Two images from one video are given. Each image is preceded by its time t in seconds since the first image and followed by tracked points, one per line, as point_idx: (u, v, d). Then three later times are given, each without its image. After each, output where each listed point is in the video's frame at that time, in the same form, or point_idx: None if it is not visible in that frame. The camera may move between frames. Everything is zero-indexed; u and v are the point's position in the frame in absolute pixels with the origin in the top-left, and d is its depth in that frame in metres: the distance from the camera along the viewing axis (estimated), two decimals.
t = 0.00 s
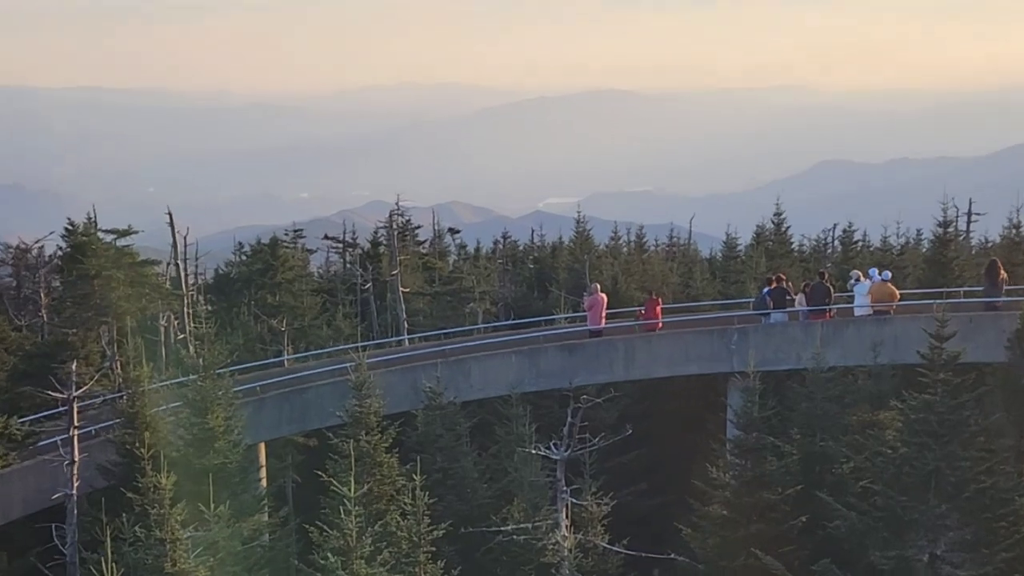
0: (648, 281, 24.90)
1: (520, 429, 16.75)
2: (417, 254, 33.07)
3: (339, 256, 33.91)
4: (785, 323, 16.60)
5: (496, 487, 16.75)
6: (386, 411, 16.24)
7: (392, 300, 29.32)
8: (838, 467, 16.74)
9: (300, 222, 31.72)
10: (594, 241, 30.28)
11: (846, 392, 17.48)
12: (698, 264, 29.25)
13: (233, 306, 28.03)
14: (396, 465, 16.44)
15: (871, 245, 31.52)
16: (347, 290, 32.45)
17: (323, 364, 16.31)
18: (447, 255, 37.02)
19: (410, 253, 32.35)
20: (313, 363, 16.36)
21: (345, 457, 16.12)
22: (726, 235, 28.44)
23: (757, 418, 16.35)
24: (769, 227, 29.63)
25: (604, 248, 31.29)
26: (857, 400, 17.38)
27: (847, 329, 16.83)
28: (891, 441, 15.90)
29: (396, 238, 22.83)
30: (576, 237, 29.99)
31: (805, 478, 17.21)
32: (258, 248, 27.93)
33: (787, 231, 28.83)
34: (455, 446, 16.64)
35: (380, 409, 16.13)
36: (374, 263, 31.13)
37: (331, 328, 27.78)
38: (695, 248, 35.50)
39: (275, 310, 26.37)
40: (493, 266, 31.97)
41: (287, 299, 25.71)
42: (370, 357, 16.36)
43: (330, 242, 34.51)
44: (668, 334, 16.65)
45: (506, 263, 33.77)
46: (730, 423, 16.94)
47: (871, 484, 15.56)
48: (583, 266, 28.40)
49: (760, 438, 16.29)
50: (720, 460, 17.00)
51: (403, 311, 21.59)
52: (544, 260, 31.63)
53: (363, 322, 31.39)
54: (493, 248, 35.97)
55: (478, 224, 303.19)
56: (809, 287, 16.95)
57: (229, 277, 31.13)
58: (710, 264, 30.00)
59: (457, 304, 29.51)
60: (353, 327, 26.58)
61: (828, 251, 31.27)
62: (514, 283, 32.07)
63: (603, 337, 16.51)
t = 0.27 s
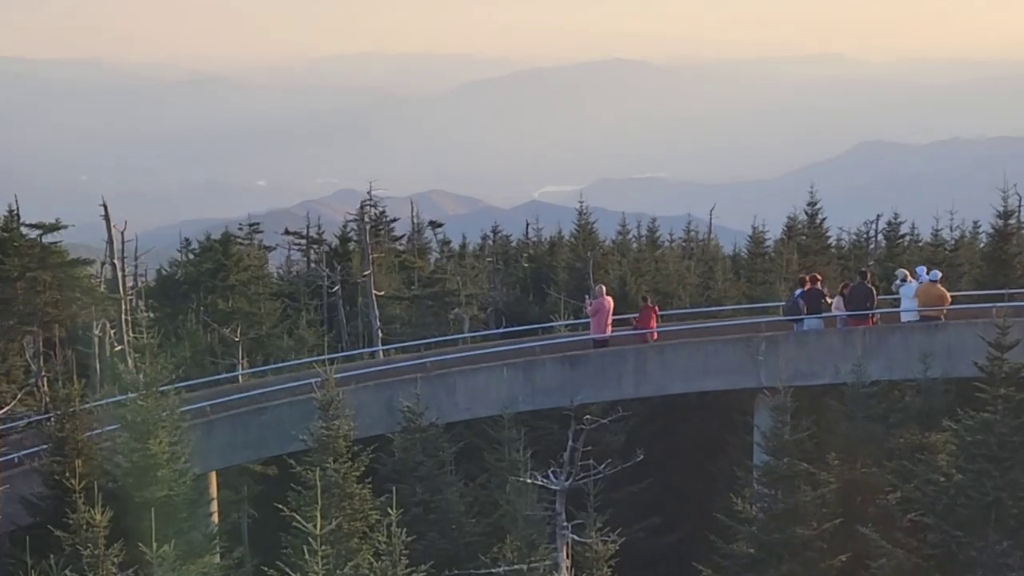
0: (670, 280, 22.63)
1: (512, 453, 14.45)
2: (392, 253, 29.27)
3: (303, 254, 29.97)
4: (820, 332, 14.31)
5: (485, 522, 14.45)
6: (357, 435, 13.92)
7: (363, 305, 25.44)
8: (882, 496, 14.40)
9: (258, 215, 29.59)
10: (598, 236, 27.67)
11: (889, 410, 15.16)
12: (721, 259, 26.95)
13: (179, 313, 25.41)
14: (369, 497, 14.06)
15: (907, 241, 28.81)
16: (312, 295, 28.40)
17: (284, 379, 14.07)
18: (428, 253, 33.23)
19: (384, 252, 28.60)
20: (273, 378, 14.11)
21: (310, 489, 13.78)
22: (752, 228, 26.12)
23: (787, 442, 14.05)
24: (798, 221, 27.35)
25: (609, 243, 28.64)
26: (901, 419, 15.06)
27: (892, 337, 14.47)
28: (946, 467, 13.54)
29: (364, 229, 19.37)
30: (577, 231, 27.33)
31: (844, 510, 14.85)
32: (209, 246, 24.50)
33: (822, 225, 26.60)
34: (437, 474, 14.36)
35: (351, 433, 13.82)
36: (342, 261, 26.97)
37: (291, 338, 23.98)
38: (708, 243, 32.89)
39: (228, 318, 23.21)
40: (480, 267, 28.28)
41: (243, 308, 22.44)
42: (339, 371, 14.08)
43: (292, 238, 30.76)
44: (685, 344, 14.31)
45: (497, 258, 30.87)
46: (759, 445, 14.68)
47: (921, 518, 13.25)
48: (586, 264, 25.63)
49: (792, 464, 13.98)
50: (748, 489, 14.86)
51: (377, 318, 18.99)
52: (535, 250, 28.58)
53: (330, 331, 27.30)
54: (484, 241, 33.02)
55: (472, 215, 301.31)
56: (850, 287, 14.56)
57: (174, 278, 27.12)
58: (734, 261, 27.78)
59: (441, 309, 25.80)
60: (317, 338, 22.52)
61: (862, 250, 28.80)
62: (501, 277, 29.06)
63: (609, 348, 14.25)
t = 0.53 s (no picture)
0: (697, 281, 20.84)
1: (506, 486, 12.45)
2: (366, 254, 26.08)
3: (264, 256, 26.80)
4: (863, 343, 12.36)
5: (475, 565, 12.45)
6: (327, 465, 11.90)
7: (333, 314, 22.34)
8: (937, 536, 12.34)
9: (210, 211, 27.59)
10: (605, 234, 25.50)
11: (940, 434, 13.18)
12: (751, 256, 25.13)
13: (118, 324, 23.19)
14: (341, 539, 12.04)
15: (948, 239, 26.42)
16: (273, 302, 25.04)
17: (241, 401, 12.13)
18: (407, 256, 29.94)
19: (357, 252, 25.47)
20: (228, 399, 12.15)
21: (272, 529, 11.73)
22: (786, 224, 24.42)
23: (826, 471, 12.08)
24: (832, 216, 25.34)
25: (616, 241, 26.43)
26: (955, 445, 13.08)
27: (947, 351, 12.44)
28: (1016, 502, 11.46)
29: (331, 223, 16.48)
30: (581, 228, 25.15)
31: (892, 551, 12.78)
32: (151, 246, 22.35)
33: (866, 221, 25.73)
34: (420, 510, 12.39)
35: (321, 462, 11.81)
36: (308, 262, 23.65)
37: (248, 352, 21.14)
38: (728, 239, 30.67)
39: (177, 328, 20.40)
40: (468, 269, 25.30)
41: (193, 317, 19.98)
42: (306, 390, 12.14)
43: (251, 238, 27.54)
44: (706, 359, 12.36)
45: (490, 259, 28.56)
46: (792, 475, 12.64)
47: (986, 563, 11.18)
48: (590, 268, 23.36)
49: (832, 498, 11.98)
50: (780, 527, 12.80)
51: (350, 331, 16.81)
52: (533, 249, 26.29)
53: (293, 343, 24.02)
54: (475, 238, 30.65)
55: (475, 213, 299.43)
56: (897, 291, 12.67)
57: (112, 283, 25.08)
58: (765, 260, 25.99)
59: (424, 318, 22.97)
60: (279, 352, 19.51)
61: (902, 248, 26.92)
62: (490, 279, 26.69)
63: (618, 363, 12.32)
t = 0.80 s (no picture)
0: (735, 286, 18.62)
1: (506, 531, 10.50)
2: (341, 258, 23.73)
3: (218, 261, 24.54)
4: (929, 360, 10.43)
5: None
6: (294, 508, 9.95)
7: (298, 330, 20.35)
8: None
9: (152, 208, 25.66)
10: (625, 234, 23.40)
11: (1018, 467, 11.17)
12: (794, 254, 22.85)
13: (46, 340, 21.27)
14: None
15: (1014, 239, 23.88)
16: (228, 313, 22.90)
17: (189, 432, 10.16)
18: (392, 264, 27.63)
19: (330, 253, 23.14)
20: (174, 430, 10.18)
21: None
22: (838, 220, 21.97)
23: (886, 513, 10.12)
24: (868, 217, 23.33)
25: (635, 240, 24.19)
26: None
27: None
28: None
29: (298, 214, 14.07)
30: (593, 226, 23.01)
31: None
32: (87, 248, 21.37)
33: (933, 216, 23.51)
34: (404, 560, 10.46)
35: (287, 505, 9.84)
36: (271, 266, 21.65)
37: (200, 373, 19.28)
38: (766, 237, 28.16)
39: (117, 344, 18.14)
40: (459, 275, 23.20)
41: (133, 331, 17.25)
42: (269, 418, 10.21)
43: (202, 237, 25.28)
44: (745, 380, 10.41)
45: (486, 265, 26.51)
46: (845, 517, 10.66)
47: None
48: (604, 272, 21.09)
49: (894, 546, 10.00)
50: None
51: (317, 349, 14.76)
52: (538, 251, 24.16)
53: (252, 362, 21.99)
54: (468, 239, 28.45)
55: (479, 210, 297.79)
56: (968, 299, 10.66)
57: (38, 291, 22.21)
58: (814, 261, 23.52)
59: (403, 336, 20.61)
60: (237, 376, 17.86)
61: (967, 246, 24.28)
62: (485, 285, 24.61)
63: (639, 385, 10.41)
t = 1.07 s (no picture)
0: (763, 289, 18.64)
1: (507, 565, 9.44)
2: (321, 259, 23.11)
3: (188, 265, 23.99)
4: (979, 371, 9.32)
5: None
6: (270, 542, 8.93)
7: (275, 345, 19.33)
8: None
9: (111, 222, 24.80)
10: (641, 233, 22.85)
11: None
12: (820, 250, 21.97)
13: None
14: None
15: None
16: (193, 323, 22.11)
17: (152, 459, 9.15)
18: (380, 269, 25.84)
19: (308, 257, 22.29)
20: (136, 456, 9.18)
21: None
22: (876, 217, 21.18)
23: (930, 543, 9.01)
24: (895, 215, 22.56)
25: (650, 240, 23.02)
26: None
27: None
28: None
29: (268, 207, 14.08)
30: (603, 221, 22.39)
31: None
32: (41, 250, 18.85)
33: (982, 211, 22.57)
34: None
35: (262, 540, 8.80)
36: (245, 271, 20.76)
37: (163, 391, 18.57)
38: (796, 234, 26.91)
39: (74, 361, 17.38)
40: (453, 281, 22.15)
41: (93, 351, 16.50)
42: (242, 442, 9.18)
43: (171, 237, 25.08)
44: (772, 396, 9.34)
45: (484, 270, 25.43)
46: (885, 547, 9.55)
47: None
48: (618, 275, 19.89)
49: None
50: None
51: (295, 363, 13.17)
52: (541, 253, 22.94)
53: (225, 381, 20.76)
54: (464, 239, 27.15)
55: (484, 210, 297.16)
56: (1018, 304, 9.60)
57: None
58: (849, 260, 22.22)
59: (390, 348, 18.92)
60: (203, 392, 17.91)
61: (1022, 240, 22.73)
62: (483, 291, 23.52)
63: (655, 402, 9.33)
